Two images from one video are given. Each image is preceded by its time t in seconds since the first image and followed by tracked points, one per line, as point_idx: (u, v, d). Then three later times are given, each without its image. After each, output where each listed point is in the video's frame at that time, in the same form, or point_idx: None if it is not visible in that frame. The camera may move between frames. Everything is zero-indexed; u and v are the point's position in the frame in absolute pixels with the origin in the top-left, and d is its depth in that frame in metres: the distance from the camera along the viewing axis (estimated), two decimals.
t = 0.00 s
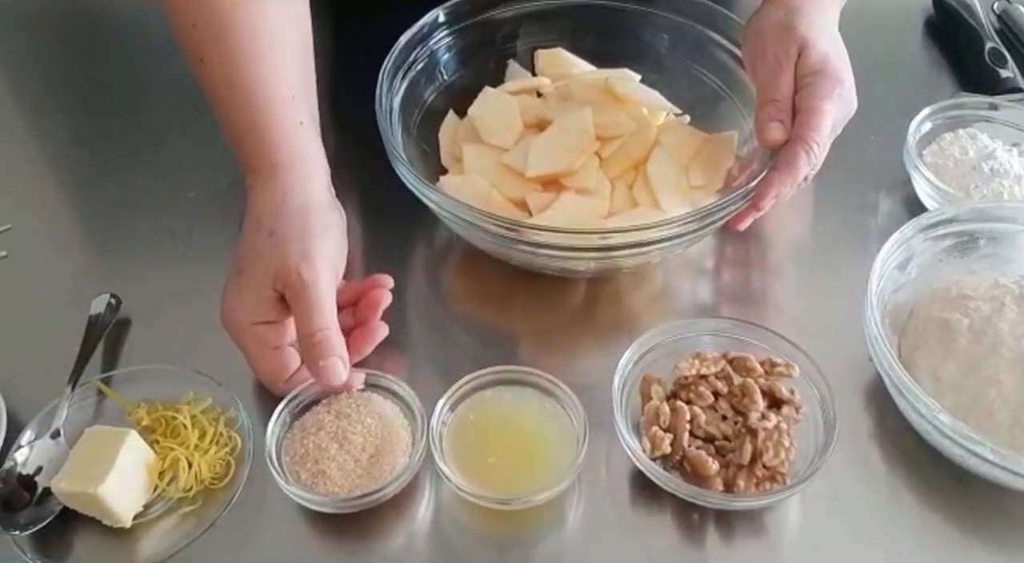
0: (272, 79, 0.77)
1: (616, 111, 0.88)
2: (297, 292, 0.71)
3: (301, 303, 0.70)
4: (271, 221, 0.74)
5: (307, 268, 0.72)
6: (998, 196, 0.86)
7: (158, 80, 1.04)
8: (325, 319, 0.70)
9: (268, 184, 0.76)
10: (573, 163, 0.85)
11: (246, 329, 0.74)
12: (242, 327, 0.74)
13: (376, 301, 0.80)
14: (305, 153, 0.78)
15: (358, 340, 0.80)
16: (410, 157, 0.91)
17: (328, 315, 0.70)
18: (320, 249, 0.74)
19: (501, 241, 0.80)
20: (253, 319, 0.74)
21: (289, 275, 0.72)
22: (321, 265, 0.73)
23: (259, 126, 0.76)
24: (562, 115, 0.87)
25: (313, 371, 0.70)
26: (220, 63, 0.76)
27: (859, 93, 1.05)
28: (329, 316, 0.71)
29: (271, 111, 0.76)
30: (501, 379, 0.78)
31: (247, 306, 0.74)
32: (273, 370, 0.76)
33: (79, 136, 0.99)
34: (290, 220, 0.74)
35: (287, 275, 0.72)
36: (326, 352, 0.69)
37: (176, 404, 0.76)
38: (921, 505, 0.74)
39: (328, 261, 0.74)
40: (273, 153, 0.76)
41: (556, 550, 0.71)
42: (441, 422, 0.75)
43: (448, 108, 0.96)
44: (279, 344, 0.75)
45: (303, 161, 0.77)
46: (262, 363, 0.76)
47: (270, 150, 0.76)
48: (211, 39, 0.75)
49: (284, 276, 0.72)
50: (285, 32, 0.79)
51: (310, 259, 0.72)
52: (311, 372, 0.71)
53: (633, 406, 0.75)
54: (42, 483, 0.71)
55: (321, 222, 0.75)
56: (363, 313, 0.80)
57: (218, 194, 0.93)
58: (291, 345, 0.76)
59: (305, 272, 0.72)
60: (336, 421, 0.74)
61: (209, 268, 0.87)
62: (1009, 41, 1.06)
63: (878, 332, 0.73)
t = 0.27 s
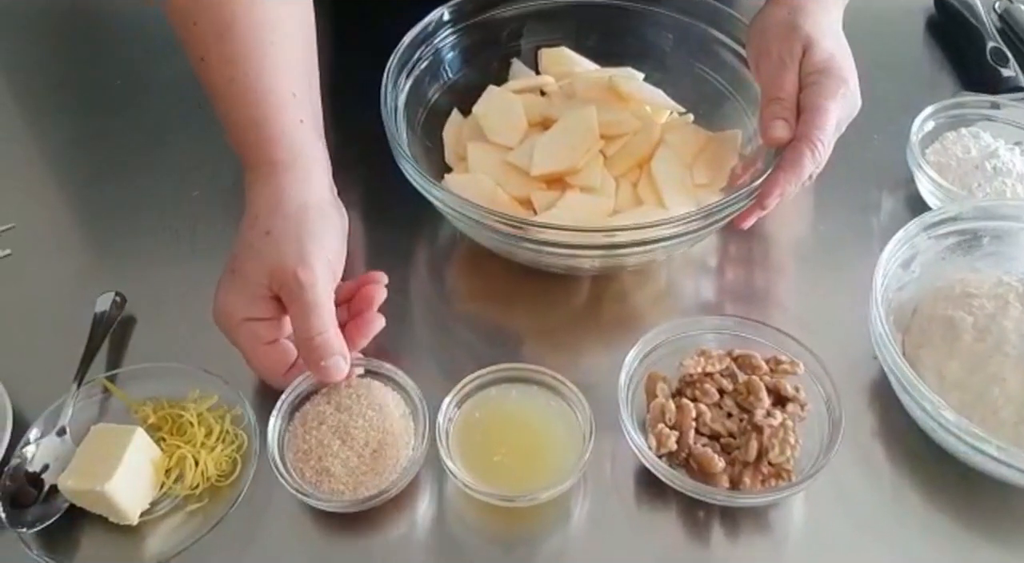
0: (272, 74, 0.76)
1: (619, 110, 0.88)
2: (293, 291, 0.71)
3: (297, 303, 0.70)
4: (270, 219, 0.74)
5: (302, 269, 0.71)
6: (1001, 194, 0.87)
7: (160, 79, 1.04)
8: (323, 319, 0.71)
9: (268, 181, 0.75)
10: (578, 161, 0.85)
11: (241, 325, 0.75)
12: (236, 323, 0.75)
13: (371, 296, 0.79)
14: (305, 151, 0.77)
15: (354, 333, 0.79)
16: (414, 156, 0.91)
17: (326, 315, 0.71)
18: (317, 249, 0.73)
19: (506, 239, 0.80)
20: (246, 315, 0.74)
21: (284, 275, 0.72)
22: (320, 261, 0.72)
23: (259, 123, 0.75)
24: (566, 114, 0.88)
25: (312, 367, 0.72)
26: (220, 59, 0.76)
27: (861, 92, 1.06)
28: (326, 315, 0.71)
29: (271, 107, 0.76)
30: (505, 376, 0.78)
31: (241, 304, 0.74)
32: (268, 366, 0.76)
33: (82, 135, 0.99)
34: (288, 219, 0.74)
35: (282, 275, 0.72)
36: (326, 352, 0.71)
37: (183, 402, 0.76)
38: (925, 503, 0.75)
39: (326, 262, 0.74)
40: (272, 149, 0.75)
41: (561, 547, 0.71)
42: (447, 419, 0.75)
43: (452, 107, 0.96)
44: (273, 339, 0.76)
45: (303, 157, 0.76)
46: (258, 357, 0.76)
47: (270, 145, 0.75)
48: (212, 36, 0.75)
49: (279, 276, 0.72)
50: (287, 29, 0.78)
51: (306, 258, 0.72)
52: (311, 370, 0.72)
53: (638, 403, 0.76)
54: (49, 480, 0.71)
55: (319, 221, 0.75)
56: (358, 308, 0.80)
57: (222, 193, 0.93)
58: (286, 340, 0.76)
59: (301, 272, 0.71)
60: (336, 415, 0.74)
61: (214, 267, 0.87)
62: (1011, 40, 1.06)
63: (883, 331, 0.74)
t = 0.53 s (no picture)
0: (279, 69, 0.76)
1: (627, 109, 0.88)
2: (303, 285, 0.71)
3: (307, 296, 0.71)
4: (279, 213, 0.74)
5: (313, 262, 0.71)
6: (1007, 193, 0.87)
7: (168, 79, 1.04)
8: (333, 313, 0.71)
9: (276, 175, 0.75)
10: (586, 160, 0.85)
11: (248, 320, 0.75)
12: (245, 318, 0.75)
13: (379, 290, 0.80)
14: (312, 146, 0.77)
15: (361, 327, 0.79)
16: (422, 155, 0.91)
17: (336, 309, 0.71)
18: (327, 242, 0.73)
19: (514, 237, 0.81)
20: (255, 310, 0.74)
21: (294, 270, 0.72)
22: (330, 256, 0.73)
23: (266, 117, 0.76)
24: (575, 113, 0.88)
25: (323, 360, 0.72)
26: (227, 55, 0.76)
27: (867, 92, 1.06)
28: (335, 309, 0.71)
29: (278, 102, 0.76)
30: (517, 374, 0.78)
31: (250, 299, 0.74)
32: (277, 361, 0.76)
33: (89, 133, 0.99)
34: (297, 213, 0.74)
35: (292, 270, 0.72)
36: (336, 347, 0.71)
37: (193, 400, 0.76)
38: (933, 499, 0.75)
39: (335, 255, 0.74)
40: (280, 143, 0.76)
41: (571, 544, 0.72)
42: (457, 416, 0.75)
43: (460, 106, 0.97)
44: (281, 334, 0.76)
45: (311, 152, 0.76)
46: (264, 351, 0.76)
47: (278, 140, 0.76)
48: (218, 31, 0.75)
49: (290, 270, 0.72)
50: (294, 25, 0.78)
51: (317, 252, 0.72)
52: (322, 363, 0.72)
53: (649, 402, 0.76)
54: (61, 477, 0.71)
55: (328, 216, 0.75)
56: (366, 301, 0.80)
57: (231, 192, 0.94)
58: (295, 335, 0.77)
59: (311, 267, 0.71)
60: (347, 409, 0.74)
61: (222, 265, 0.88)
62: (1016, 39, 1.06)
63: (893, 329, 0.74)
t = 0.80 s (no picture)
0: (293, 70, 0.77)
1: (635, 108, 0.89)
2: (316, 284, 0.71)
3: (319, 295, 0.71)
4: (292, 211, 0.74)
5: (325, 261, 0.71)
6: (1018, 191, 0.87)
7: (177, 77, 1.04)
8: (345, 312, 0.71)
9: (289, 175, 0.76)
10: (594, 158, 0.85)
11: (261, 318, 0.75)
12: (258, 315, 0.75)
13: (391, 292, 0.80)
14: (325, 145, 0.77)
15: (372, 327, 0.79)
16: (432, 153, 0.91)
17: (348, 308, 0.71)
18: (339, 241, 0.73)
19: (520, 233, 0.80)
20: (268, 307, 0.74)
21: (307, 269, 0.72)
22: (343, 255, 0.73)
23: (279, 117, 0.76)
24: (583, 112, 0.88)
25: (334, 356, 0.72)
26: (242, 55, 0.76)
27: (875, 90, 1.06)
28: (348, 307, 0.71)
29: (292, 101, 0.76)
30: (528, 371, 0.78)
31: (263, 296, 0.74)
32: (289, 359, 0.76)
33: (100, 130, 0.99)
34: (309, 212, 0.74)
35: (305, 269, 0.72)
36: (348, 344, 0.71)
37: (206, 397, 0.76)
38: (944, 496, 0.75)
39: (347, 254, 0.74)
40: (294, 142, 0.76)
41: (582, 540, 0.72)
42: (469, 411, 0.75)
43: (467, 104, 0.97)
44: (293, 332, 0.76)
45: (324, 151, 0.77)
46: (276, 348, 0.76)
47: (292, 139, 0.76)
48: (232, 31, 0.75)
49: (302, 268, 0.72)
50: (308, 25, 0.79)
51: (329, 251, 0.72)
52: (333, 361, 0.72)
53: (660, 400, 0.76)
54: (75, 473, 0.71)
55: (340, 215, 0.75)
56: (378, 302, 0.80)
57: (241, 189, 0.94)
58: (308, 332, 0.77)
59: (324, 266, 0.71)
60: (360, 403, 0.75)
61: (232, 262, 0.88)
62: None
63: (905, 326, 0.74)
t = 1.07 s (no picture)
0: (306, 68, 0.77)
1: (639, 106, 0.88)
2: (331, 280, 0.72)
3: (335, 293, 0.71)
4: (306, 207, 0.75)
5: (340, 259, 0.72)
6: None
7: (184, 75, 1.05)
8: (359, 308, 0.71)
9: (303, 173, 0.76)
10: (597, 157, 0.85)
11: (276, 314, 0.75)
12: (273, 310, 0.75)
13: (406, 291, 0.80)
14: (339, 143, 0.77)
15: (388, 327, 0.79)
16: (440, 151, 0.91)
17: (363, 305, 0.71)
18: (354, 238, 0.74)
19: (522, 233, 0.80)
20: (284, 304, 0.75)
21: (323, 266, 0.72)
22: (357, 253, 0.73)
23: (292, 115, 0.76)
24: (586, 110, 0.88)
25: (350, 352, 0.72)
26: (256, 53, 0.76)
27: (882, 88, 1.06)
28: (363, 305, 0.71)
29: (306, 100, 0.77)
30: (539, 368, 0.79)
31: (279, 293, 0.74)
32: (304, 355, 0.76)
33: (108, 128, 1.00)
34: (324, 209, 0.75)
35: (320, 264, 0.73)
36: (363, 341, 0.71)
37: (217, 393, 0.77)
38: (955, 493, 0.75)
39: (361, 252, 0.75)
40: (307, 140, 0.76)
41: (591, 536, 0.72)
42: (479, 407, 0.75)
43: (471, 103, 0.97)
44: (310, 328, 0.76)
45: (337, 150, 0.77)
46: (292, 344, 0.76)
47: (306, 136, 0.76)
48: (244, 29, 0.76)
49: (318, 266, 0.73)
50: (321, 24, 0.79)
51: (345, 248, 0.73)
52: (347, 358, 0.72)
53: (670, 397, 0.77)
54: (87, 469, 0.71)
55: (354, 212, 0.76)
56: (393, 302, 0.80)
57: (249, 186, 0.94)
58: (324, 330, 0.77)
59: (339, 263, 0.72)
60: (371, 400, 0.75)
61: (241, 259, 0.88)
62: None
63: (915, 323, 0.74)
